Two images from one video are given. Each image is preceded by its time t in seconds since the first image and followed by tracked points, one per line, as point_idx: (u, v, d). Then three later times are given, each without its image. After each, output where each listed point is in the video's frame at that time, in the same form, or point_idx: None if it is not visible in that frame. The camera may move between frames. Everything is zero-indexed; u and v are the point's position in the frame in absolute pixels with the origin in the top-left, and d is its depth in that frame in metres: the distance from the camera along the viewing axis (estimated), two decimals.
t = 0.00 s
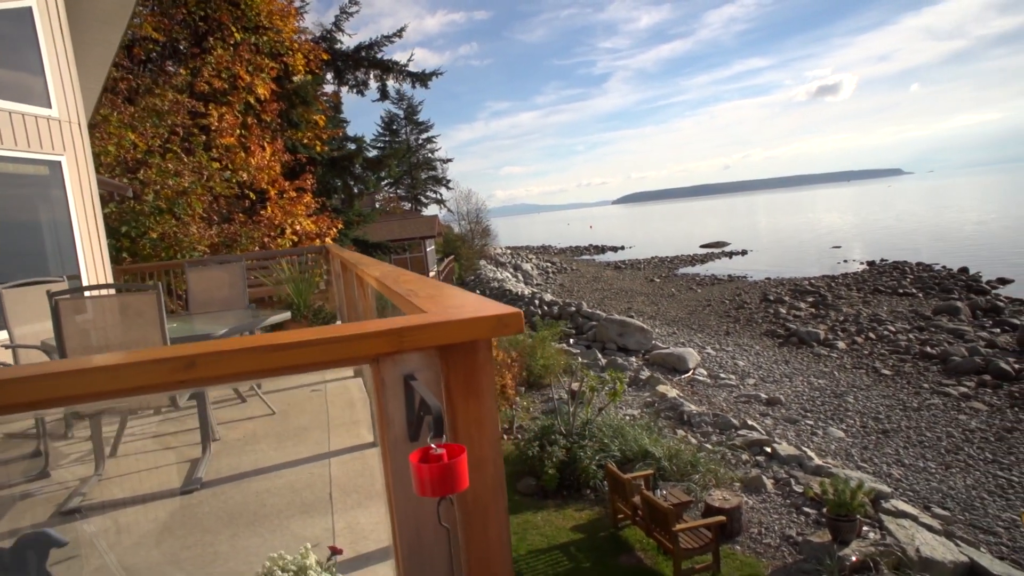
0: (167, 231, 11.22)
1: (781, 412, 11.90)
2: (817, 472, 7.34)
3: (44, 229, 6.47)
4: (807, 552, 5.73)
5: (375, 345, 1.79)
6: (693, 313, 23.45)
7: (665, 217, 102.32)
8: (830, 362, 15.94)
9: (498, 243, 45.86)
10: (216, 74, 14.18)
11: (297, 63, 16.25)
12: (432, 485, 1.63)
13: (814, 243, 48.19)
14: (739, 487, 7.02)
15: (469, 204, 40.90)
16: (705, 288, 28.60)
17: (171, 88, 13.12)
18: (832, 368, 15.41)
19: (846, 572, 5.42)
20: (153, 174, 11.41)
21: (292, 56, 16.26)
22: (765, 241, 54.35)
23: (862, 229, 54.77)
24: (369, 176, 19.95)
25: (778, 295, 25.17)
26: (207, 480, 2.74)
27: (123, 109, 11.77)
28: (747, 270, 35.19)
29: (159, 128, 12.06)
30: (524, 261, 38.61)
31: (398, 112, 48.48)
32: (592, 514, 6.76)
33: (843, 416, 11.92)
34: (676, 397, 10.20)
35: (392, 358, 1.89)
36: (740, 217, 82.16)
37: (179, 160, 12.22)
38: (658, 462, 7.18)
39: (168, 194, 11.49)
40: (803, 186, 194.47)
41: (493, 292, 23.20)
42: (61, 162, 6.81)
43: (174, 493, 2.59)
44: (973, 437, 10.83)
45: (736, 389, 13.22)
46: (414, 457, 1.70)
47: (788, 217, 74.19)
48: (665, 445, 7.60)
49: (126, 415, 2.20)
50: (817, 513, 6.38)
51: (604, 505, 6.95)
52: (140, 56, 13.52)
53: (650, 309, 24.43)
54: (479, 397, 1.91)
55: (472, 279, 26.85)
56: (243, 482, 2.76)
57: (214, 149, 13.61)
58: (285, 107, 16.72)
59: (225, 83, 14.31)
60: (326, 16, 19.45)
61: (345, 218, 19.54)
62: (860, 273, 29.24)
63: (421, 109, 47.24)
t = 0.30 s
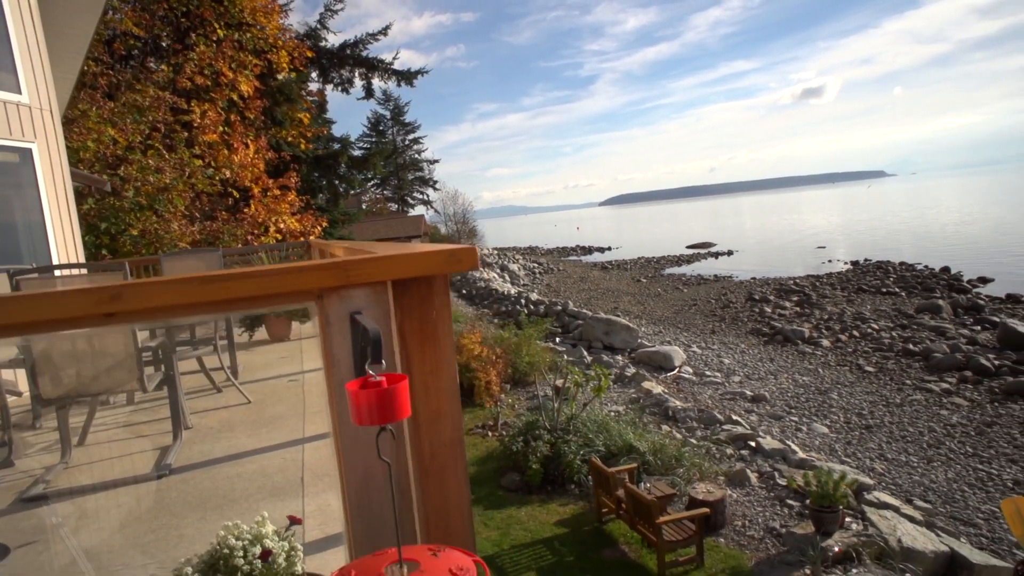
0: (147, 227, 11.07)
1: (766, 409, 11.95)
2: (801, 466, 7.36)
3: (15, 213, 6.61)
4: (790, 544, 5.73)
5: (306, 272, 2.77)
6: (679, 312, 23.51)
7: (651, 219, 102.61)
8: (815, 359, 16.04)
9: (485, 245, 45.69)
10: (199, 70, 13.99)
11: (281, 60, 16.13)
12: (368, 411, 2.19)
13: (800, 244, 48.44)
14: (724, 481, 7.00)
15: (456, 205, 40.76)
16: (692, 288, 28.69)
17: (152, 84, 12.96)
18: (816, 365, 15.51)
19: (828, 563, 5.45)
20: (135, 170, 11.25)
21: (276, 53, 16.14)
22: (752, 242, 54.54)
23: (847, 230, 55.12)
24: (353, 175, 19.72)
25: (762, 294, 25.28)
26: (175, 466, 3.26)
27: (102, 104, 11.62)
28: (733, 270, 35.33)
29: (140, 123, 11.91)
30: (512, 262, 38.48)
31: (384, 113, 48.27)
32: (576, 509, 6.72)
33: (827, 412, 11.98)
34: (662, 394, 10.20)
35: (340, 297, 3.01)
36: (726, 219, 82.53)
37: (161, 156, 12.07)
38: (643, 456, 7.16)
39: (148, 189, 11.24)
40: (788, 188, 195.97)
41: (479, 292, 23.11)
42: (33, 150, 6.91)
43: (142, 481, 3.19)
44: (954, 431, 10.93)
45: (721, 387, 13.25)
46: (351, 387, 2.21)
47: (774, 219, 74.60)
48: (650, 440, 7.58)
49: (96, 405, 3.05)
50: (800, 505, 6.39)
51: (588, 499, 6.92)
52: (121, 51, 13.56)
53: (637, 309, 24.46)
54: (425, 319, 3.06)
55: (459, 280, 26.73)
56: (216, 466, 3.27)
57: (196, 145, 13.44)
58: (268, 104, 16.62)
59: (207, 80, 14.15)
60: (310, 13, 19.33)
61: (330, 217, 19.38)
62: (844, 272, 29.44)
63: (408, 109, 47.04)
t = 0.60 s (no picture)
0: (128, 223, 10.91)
1: (751, 406, 11.97)
2: (785, 459, 7.36)
3: None
4: (774, 536, 5.72)
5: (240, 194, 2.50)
6: (665, 311, 23.56)
7: (639, 221, 102.81)
8: (800, 357, 16.11)
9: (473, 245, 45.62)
10: (182, 65, 13.83)
11: (265, 56, 15.98)
12: (296, 317, 1.94)
13: (785, 245, 48.75)
14: (708, 474, 6.99)
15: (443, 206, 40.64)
16: (678, 288, 28.76)
17: (133, 79, 12.79)
18: (801, 363, 15.58)
19: (812, 554, 5.46)
20: (115, 165, 11.13)
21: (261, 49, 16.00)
22: (738, 243, 54.78)
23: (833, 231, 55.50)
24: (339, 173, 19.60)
25: (748, 294, 25.38)
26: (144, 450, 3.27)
27: (82, 99, 11.43)
28: (719, 271, 35.45)
29: (120, 118, 11.73)
30: (499, 262, 38.43)
31: (371, 113, 48.03)
32: (560, 503, 6.69)
33: (811, 408, 12.03)
34: (647, 390, 10.19)
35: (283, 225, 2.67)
36: (713, 220, 82.88)
37: (142, 151, 11.90)
38: (627, 450, 7.14)
39: (129, 184, 11.31)
40: (774, 190, 197.24)
41: (466, 291, 23.05)
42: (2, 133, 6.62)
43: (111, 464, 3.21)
44: (937, 427, 11.01)
45: (707, 384, 13.26)
46: (281, 297, 1.94)
47: (760, 220, 75.06)
48: (634, 434, 7.56)
49: (64, 393, 3.09)
50: (784, 498, 6.39)
51: (572, 494, 6.90)
52: (101, 45, 13.15)
53: (623, 308, 24.48)
54: (380, 253, 2.75)
55: (446, 279, 26.63)
56: (186, 450, 3.33)
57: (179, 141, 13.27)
58: (252, 101, 16.51)
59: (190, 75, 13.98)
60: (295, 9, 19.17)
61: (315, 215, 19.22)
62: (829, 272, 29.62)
63: (395, 109, 46.83)
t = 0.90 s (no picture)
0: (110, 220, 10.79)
1: (738, 402, 11.96)
2: (771, 452, 7.36)
3: None
4: (760, 528, 5.71)
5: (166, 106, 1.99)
6: (653, 310, 23.59)
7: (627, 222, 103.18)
8: (787, 355, 16.16)
9: (460, 245, 45.61)
10: (166, 62, 13.71)
11: (250, 53, 15.86)
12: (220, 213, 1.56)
13: (771, 245, 49.11)
14: (695, 467, 6.96)
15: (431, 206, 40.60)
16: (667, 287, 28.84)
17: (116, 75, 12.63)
18: (788, 360, 15.63)
19: (798, 544, 5.46)
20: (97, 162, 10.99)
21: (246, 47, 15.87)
22: (725, 244, 55.14)
23: (819, 232, 55.97)
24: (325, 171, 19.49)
25: (736, 293, 25.47)
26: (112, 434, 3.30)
27: (63, 95, 11.28)
28: (707, 271, 35.61)
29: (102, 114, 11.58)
30: (487, 262, 38.45)
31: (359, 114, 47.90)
32: (546, 497, 6.64)
33: (798, 404, 12.05)
34: (633, 385, 10.19)
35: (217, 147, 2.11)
36: (700, 221, 83.33)
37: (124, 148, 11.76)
38: (614, 444, 7.11)
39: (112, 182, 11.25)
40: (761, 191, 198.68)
41: (454, 291, 23.02)
42: None
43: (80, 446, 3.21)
44: (922, 421, 11.07)
45: (694, 381, 13.26)
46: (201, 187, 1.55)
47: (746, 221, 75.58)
48: (620, 428, 7.55)
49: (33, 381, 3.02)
50: (770, 490, 6.39)
51: (558, 488, 6.86)
52: (83, 41, 13.00)
53: (611, 307, 24.51)
54: (332, 188, 2.27)
55: (434, 279, 26.60)
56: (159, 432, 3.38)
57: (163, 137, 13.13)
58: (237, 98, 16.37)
59: (174, 71, 13.84)
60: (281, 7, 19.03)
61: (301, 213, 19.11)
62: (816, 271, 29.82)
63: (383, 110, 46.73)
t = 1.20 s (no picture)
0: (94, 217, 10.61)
1: (726, 398, 11.97)
2: (758, 444, 7.38)
3: None
4: (746, 518, 5.71)
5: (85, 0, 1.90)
6: (642, 309, 23.62)
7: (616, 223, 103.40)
8: (774, 351, 16.22)
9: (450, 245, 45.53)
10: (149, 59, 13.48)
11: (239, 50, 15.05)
12: (137, 92, 1.59)
13: (759, 245, 49.33)
14: (682, 459, 6.94)
15: (420, 207, 40.46)
16: (655, 286, 28.93)
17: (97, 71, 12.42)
18: (776, 357, 15.69)
19: (783, 533, 5.47)
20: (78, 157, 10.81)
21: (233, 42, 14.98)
22: (714, 244, 55.34)
23: (807, 232, 56.29)
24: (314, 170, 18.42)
25: (724, 291, 25.56)
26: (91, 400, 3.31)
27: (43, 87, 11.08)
28: (695, 270, 35.70)
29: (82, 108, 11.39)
30: (476, 262, 38.40)
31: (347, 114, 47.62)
32: (533, 491, 6.62)
33: (785, 400, 12.08)
34: (621, 380, 10.18)
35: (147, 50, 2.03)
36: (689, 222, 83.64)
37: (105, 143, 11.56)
38: (601, 437, 7.09)
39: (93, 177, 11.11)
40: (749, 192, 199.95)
41: (443, 290, 22.94)
42: None
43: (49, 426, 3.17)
44: (908, 415, 11.13)
45: (683, 377, 13.27)
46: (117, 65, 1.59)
47: (735, 222, 75.92)
48: (608, 422, 7.52)
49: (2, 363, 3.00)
50: (757, 481, 6.39)
51: (545, 481, 6.84)
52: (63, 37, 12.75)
53: (600, 306, 24.51)
54: (283, 112, 2.16)
55: (422, 279, 26.49)
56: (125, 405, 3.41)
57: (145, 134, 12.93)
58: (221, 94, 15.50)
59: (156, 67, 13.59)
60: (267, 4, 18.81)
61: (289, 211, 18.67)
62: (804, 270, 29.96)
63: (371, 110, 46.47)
